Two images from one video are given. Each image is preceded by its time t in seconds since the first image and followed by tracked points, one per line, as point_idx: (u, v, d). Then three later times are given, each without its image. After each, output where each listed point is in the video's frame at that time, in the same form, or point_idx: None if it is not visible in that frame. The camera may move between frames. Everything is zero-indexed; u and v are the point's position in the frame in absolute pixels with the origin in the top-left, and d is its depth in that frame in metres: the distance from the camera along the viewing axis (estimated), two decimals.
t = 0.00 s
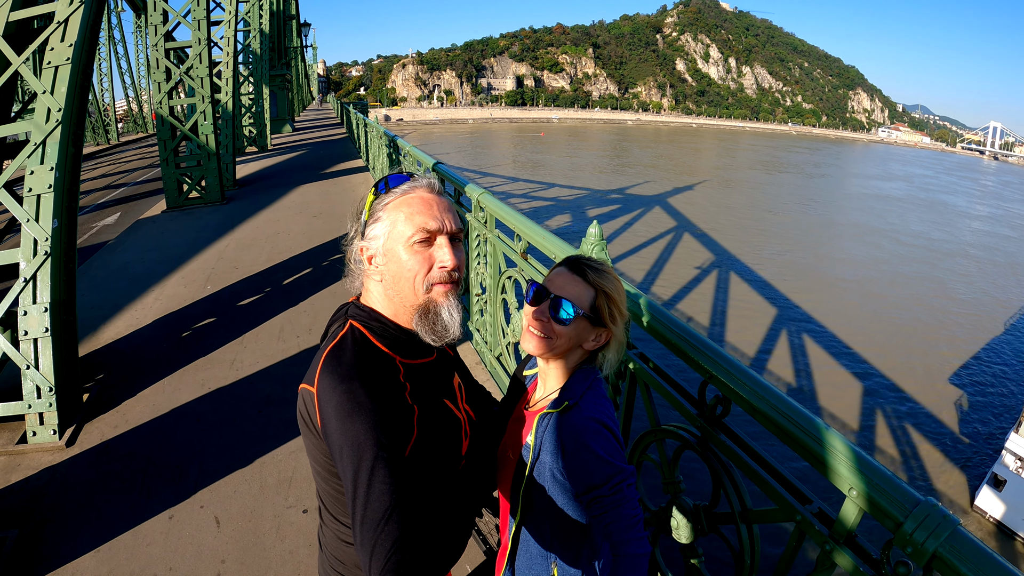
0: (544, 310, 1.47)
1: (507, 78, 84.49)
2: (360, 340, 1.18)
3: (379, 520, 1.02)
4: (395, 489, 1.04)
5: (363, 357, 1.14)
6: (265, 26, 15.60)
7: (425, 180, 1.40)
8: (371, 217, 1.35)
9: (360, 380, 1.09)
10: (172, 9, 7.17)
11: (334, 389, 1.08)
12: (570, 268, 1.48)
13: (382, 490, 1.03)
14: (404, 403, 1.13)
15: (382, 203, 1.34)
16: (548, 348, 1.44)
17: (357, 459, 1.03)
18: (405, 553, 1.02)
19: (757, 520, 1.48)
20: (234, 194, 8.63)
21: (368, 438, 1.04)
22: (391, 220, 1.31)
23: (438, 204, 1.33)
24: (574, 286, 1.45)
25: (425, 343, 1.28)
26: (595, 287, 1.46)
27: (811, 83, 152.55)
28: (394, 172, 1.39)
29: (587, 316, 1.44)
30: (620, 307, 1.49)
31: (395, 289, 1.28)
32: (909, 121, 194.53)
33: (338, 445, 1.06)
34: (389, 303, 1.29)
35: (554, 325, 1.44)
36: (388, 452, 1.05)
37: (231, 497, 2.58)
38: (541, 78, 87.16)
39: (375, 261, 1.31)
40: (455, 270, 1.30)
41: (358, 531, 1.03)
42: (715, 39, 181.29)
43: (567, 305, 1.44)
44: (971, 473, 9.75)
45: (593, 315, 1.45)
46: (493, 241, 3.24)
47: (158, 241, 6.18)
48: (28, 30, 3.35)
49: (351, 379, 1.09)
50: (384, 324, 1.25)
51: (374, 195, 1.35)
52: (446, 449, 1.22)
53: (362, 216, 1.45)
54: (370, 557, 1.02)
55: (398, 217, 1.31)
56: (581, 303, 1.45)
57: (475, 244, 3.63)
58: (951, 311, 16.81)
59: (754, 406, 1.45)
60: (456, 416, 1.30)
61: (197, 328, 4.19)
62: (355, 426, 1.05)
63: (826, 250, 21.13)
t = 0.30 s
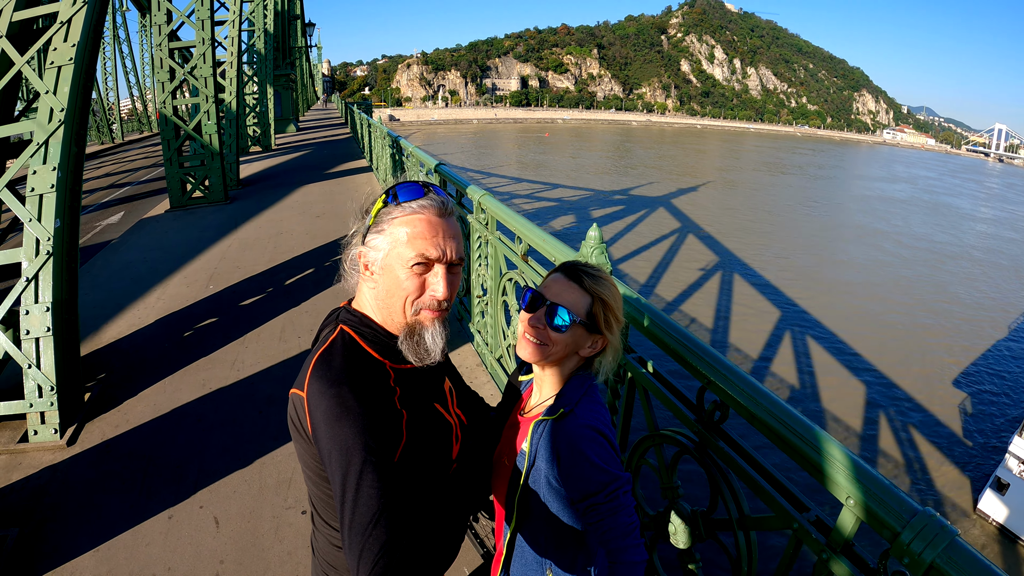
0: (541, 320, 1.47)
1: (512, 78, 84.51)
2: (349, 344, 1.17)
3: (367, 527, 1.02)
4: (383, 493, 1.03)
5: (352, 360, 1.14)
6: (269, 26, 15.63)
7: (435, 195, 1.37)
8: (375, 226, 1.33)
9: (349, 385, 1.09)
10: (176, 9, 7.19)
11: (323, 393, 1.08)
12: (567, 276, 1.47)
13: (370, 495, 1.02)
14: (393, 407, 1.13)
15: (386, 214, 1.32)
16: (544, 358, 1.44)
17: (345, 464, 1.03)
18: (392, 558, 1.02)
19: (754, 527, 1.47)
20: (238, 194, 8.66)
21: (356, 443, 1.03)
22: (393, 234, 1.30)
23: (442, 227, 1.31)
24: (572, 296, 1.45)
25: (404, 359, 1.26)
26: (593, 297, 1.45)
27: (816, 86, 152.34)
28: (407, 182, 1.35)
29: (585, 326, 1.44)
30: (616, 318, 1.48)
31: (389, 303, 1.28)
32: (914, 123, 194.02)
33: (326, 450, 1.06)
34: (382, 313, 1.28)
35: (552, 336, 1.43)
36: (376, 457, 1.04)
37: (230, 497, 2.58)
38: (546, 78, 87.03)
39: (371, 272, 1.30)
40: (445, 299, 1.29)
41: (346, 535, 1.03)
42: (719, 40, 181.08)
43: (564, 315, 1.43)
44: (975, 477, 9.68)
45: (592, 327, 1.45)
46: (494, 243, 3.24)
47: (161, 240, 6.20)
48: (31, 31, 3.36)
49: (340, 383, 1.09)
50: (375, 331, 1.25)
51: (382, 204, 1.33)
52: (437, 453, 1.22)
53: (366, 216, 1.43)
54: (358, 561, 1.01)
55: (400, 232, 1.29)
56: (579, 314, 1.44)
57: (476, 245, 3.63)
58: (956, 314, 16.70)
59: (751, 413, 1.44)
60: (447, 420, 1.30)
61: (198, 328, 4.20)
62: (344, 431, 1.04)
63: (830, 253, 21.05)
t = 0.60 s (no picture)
0: (540, 322, 1.47)
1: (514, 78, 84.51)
2: (350, 341, 1.18)
3: (365, 523, 1.02)
4: (383, 489, 1.03)
5: (353, 358, 1.14)
6: (272, 26, 15.63)
7: (433, 193, 1.37)
8: (374, 223, 1.34)
9: (349, 382, 1.09)
10: (179, 8, 7.22)
11: (324, 389, 1.09)
12: (563, 276, 1.47)
13: (369, 490, 1.03)
14: (394, 404, 1.14)
15: (385, 213, 1.33)
16: (545, 359, 1.43)
17: (345, 460, 1.03)
18: (391, 553, 1.02)
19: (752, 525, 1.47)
20: (240, 193, 8.67)
21: (356, 439, 1.04)
22: (391, 232, 1.30)
23: (441, 224, 1.31)
24: (568, 297, 1.45)
25: (405, 355, 1.26)
26: (589, 296, 1.46)
27: (818, 87, 152.32)
28: (405, 180, 1.36)
29: (584, 325, 1.44)
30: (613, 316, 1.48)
31: (388, 301, 1.28)
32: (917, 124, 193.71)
33: (326, 446, 1.06)
34: (380, 310, 1.29)
35: (552, 337, 1.43)
36: (376, 452, 1.05)
37: (232, 494, 2.59)
38: (549, 78, 87.03)
39: (370, 269, 1.31)
40: (444, 296, 1.31)
41: (345, 530, 1.03)
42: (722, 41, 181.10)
43: (561, 315, 1.44)
44: (976, 478, 9.67)
45: (590, 325, 1.45)
46: (495, 242, 3.25)
47: (163, 239, 6.21)
48: (34, 29, 3.37)
49: (341, 379, 1.10)
50: (374, 328, 1.26)
51: (380, 202, 1.33)
52: (436, 451, 1.22)
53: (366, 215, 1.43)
54: (356, 556, 1.02)
55: (399, 231, 1.30)
56: (577, 313, 1.45)
57: (478, 245, 3.63)
58: (958, 316, 16.67)
59: (751, 412, 1.44)
60: (447, 418, 1.30)
61: (200, 326, 4.20)
62: (344, 427, 1.05)
63: (832, 254, 21.02)
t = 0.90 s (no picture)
0: (546, 319, 1.46)
1: (515, 79, 84.61)
2: (359, 336, 1.18)
3: (372, 517, 1.02)
4: (391, 484, 1.03)
5: (362, 353, 1.14)
6: (273, 26, 15.65)
7: (445, 188, 1.36)
8: (385, 219, 1.33)
9: (358, 376, 1.09)
10: (181, 8, 7.22)
11: (332, 383, 1.09)
12: (569, 273, 1.47)
13: (376, 484, 1.02)
14: (403, 400, 1.14)
15: (396, 208, 1.32)
16: (552, 356, 1.43)
17: (354, 455, 1.03)
18: (398, 548, 1.02)
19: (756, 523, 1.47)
20: (242, 193, 8.67)
21: (365, 433, 1.04)
22: (403, 229, 1.30)
23: (452, 220, 1.31)
24: (574, 295, 1.45)
25: (413, 351, 1.26)
26: (595, 293, 1.45)
27: (819, 88, 152.56)
28: (417, 176, 1.35)
29: (591, 323, 1.44)
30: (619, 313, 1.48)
31: (399, 296, 1.28)
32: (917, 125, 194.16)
33: (335, 441, 1.06)
34: (390, 305, 1.29)
35: (559, 335, 1.43)
36: (384, 446, 1.04)
37: (235, 493, 2.58)
38: (550, 79, 87.09)
39: (380, 266, 1.31)
40: (456, 292, 1.30)
41: (352, 525, 1.03)
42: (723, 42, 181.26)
43: (567, 313, 1.44)
44: (977, 480, 9.65)
45: (597, 322, 1.45)
46: (498, 242, 3.25)
47: (164, 238, 6.22)
48: (37, 28, 3.37)
49: (350, 374, 1.09)
50: (384, 323, 1.25)
51: (392, 199, 1.32)
52: (443, 446, 1.22)
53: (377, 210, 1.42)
54: (363, 551, 1.02)
55: (410, 227, 1.29)
56: (583, 310, 1.45)
57: (480, 244, 3.63)
58: (960, 318, 16.64)
59: (755, 410, 1.44)
60: (454, 414, 1.30)
61: (202, 325, 4.21)
62: (353, 421, 1.05)
63: (833, 255, 21.00)
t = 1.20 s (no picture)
0: (553, 323, 1.46)
1: (515, 81, 84.63)
2: (369, 339, 1.17)
3: (381, 520, 1.01)
4: (401, 486, 1.03)
5: (372, 355, 1.14)
6: (274, 28, 15.68)
7: (456, 193, 1.36)
8: (397, 222, 1.33)
9: (367, 379, 1.09)
10: (182, 9, 7.23)
11: (342, 386, 1.08)
12: (575, 277, 1.47)
13: (386, 486, 1.02)
14: (411, 402, 1.13)
15: (408, 212, 1.32)
16: (559, 359, 1.43)
17: (364, 458, 1.02)
18: (408, 550, 1.02)
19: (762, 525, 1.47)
20: (242, 194, 8.68)
21: (374, 434, 1.03)
22: (414, 232, 1.30)
23: (463, 223, 1.31)
24: (581, 298, 1.45)
25: (424, 354, 1.26)
26: (601, 297, 1.45)
27: (819, 90, 152.72)
28: (428, 180, 1.35)
29: (596, 325, 1.44)
30: (625, 316, 1.48)
31: (409, 299, 1.28)
32: (916, 127, 194.14)
33: (345, 443, 1.06)
34: (400, 308, 1.28)
35: (565, 338, 1.43)
36: (393, 449, 1.04)
37: (237, 495, 2.58)
38: (550, 81, 87.11)
39: (391, 268, 1.31)
40: (466, 294, 1.30)
41: (362, 527, 1.03)
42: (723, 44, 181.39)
43: (574, 316, 1.44)
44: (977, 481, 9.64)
45: (604, 326, 1.45)
46: (501, 244, 3.25)
47: (165, 240, 6.22)
48: (38, 29, 3.36)
49: (360, 376, 1.09)
50: (394, 326, 1.25)
51: (404, 202, 1.32)
52: (452, 449, 1.22)
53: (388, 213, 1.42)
54: (372, 554, 1.01)
55: (422, 230, 1.29)
56: (590, 313, 1.44)
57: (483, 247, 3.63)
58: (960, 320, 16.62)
59: (759, 412, 1.44)
60: (462, 416, 1.29)
61: (203, 327, 4.20)
62: (363, 424, 1.04)
63: (834, 258, 20.98)
